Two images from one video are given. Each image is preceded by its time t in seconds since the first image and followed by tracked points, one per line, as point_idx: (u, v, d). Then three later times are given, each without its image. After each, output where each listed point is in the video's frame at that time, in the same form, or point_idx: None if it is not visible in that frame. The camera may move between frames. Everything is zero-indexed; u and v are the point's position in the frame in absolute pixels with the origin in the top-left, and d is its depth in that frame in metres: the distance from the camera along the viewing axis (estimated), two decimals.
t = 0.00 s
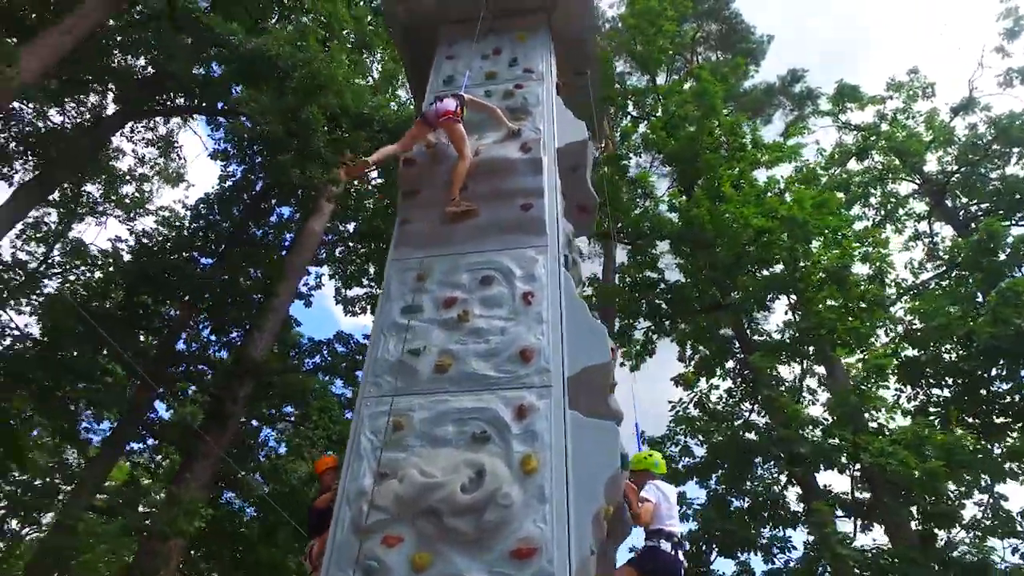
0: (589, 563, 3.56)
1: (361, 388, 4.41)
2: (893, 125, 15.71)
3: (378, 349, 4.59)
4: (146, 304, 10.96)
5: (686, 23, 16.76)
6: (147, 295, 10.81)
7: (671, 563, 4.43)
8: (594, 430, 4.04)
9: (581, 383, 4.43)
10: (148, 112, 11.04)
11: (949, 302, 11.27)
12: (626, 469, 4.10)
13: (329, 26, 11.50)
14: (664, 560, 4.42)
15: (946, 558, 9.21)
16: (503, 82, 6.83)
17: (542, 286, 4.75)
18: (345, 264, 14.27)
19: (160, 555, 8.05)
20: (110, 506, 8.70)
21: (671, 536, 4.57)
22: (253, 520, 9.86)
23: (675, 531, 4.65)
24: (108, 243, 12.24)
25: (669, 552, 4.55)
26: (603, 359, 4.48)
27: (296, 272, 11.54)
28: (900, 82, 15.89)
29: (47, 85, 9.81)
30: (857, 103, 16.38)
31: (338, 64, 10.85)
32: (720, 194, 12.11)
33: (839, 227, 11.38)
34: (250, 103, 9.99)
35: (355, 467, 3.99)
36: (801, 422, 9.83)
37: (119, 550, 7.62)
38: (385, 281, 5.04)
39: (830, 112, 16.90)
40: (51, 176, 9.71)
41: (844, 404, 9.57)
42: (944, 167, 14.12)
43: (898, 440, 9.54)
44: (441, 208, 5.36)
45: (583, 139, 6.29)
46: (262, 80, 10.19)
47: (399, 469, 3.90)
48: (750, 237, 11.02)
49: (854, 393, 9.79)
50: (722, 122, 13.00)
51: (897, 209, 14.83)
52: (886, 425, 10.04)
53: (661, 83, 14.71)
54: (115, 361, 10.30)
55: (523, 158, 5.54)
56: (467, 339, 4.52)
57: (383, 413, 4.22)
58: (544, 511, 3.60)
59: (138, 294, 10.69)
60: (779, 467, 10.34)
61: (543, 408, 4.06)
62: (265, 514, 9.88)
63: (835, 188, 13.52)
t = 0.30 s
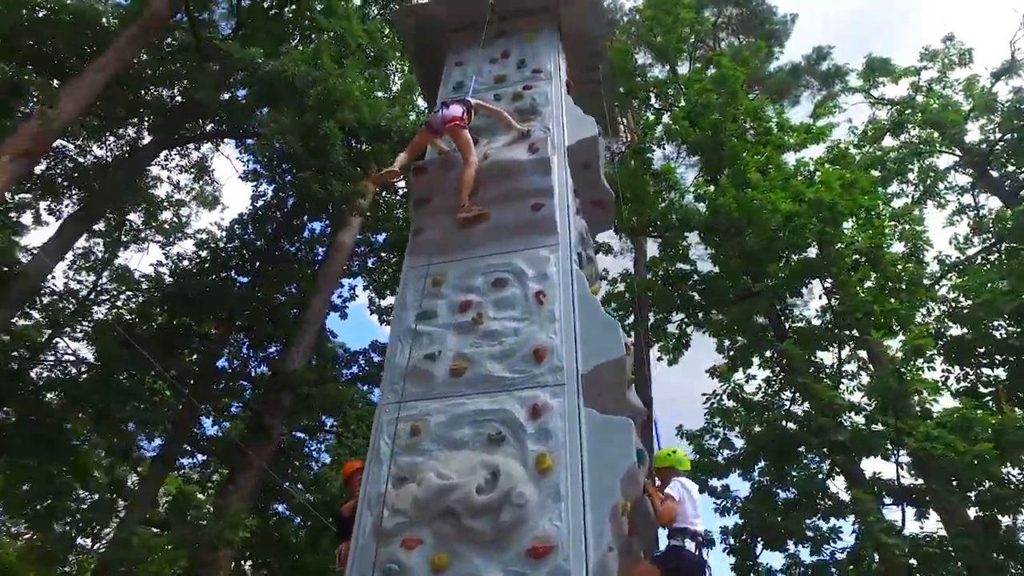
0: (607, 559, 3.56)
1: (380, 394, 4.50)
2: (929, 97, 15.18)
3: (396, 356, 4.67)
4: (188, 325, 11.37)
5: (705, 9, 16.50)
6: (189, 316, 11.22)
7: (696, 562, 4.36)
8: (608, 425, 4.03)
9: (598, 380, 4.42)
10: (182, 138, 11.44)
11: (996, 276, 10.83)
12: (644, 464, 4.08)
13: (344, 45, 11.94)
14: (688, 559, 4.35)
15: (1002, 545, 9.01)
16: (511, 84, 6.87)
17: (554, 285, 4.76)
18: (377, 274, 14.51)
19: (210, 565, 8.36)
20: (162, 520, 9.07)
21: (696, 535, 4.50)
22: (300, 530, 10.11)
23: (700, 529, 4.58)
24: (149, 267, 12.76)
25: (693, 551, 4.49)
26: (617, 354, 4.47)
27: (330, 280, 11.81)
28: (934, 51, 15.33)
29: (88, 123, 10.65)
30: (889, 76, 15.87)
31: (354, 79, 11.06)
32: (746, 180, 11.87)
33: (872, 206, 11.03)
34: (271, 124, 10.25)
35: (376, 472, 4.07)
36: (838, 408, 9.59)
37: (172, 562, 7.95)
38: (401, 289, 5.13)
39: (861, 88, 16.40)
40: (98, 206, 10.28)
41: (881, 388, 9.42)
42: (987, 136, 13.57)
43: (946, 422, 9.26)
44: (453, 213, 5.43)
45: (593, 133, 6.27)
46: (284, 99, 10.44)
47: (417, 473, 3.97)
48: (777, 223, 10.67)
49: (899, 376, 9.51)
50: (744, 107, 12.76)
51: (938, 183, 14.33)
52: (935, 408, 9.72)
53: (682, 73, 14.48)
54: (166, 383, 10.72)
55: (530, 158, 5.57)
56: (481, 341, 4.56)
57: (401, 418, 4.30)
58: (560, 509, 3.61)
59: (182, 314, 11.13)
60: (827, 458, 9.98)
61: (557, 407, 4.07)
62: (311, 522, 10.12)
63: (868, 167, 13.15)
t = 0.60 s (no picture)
0: (618, 556, 3.58)
1: (394, 401, 4.60)
2: (958, 71, 14.73)
3: (409, 363, 4.76)
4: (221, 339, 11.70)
5: None
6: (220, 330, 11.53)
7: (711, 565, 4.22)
8: (617, 423, 4.04)
9: (607, 378, 4.44)
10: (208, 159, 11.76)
11: None
12: (656, 460, 4.09)
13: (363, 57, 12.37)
14: (703, 563, 4.22)
15: None
16: (517, 88, 6.91)
17: (561, 285, 4.80)
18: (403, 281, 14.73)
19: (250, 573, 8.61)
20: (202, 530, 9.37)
21: (712, 536, 4.35)
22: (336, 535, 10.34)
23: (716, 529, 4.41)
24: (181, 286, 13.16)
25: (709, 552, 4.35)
26: (625, 351, 4.48)
27: (354, 289, 11.99)
28: (961, 24, 14.87)
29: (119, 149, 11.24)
30: (915, 53, 15.45)
31: (367, 91, 11.24)
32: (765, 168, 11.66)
33: (897, 188, 10.79)
34: (288, 140, 10.49)
35: (391, 477, 4.17)
36: (866, 396, 9.42)
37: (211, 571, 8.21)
38: (413, 297, 5.23)
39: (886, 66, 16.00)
40: (131, 227, 10.64)
41: (913, 375, 9.16)
42: (1020, 107, 13.11)
43: (984, 407, 8.99)
44: (461, 220, 5.51)
45: (599, 132, 6.28)
46: (300, 115, 10.68)
47: (431, 477, 4.05)
48: (798, 211, 10.45)
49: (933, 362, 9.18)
50: (762, 95, 12.59)
51: (971, 160, 13.92)
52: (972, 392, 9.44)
53: (698, 63, 14.30)
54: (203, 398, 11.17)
55: (534, 160, 5.61)
56: (491, 345, 4.63)
57: (415, 423, 4.39)
58: (569, 508, 3.65)
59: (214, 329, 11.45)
60: (861, 447, 9.82)
61: (565, 406, 4.11)
62: (346, 528, 10.35)
63: (894, 148, 12.85)
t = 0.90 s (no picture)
0: (620, 554, 3.56)
1: (398, 404, 4.64)
2: (979, 50, 14.33)
3: (412, 365, 4.80)
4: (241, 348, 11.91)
5: None
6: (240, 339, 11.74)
7: (720, 564, 4.22)
8: (617, 420, 4.02)
9: (608, 376, 4.42)
10: (223, 171, 11.93)
11: None
12: (659, 457, 4.06)
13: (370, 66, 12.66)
14: (712, 561, 4.22)
15: None
16: (518, 88, 6.91)
17: (561, 284, 4.79)
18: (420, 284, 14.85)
19: None
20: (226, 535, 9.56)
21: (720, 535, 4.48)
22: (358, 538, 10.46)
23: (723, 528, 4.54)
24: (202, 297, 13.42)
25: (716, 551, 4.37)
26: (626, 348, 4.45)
27: (369, 295, 12.09)
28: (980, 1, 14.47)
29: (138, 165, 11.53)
30: (934, 33, 15.08)
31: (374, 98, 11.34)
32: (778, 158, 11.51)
33: (914, 173, 10.55)
34: (297, 149, 10.66)
35: (395, 479, 4.21)
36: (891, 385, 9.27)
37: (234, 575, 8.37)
38: (416, 300, 5.27)
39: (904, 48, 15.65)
40: (151, 240, 10.81)
41: (935, 363, 8.92)
42: None
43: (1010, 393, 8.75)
44: (462, 221, 5.53)
45: (600, 128, 6.25)
46: (308, 122, 10.89)
47: (433, 478, 4.08)
48: (812, 199, 10.28)
49: (953, 348, 8.95)
50: (773, 84, 12.41)
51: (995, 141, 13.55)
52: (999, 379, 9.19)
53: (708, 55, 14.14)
54: (227, 406, 11.42)
55: (534, 159, 5.61)
56: (492, 345, 4.64)
57: (418, 425, 4.43)
58: (569, 507, 3.65)
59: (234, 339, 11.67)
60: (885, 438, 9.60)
61: (566, 405, 4.10)
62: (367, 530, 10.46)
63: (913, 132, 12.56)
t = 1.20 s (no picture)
0: (611, 548, 3.53)
1: (393, 404, 4.66)
2: (995, 28, 13.96)
3: (407, 365, 4.81)
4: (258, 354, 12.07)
5: None
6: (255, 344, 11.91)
7: (712, 565, 4.21)
8: (609, 413, 3.98)
9: (600, 370, 4.38)
10: (234, 180, 12.09)
11: None
12: (652, 451, 4.01)
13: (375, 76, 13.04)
14: (705, 562, 4.22)
15: None
16: (512, 85, 6.90)
17: (553, 279, 4.76)
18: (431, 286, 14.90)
19: None
20: (244, 540, 9.70)
21: (715, 534, 4.32)
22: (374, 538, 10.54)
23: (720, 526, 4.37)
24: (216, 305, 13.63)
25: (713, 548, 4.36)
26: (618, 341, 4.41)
27: (380, 298, 12.18)
28: None
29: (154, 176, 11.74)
30: (948, 13, 14.72)
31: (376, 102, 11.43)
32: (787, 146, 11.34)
33: (927, 157, 10.31)
34: (301, 155, 10.79)
35: (389, 479, 4.23)
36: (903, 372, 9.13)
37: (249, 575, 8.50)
38: (412, 300, 5.28)
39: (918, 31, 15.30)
40: (163, 251, 11.01)
41: (952, 351, 8.73)
42: None
43: None
44: (455, 220, 5.53)
45: (594, 123, 6.20)
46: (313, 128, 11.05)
47: (426, 477, 4.08)
48: (821, 187, 10.13)
49: (968, 334, 8.68)
50: (780, 72, 12.25)
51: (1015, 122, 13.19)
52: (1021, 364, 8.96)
53: (715, 45, 13.99)
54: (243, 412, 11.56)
55: (526, 156, 5.59)
56: (485, 343, 4.63)
57: (412, 425, 4.43)
58: (559, 503, 3.62)
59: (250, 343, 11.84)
60: (906, 429, 9.40)
61: (556, 400, 4.08)
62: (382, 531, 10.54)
63: (926, 117, 12.32)
